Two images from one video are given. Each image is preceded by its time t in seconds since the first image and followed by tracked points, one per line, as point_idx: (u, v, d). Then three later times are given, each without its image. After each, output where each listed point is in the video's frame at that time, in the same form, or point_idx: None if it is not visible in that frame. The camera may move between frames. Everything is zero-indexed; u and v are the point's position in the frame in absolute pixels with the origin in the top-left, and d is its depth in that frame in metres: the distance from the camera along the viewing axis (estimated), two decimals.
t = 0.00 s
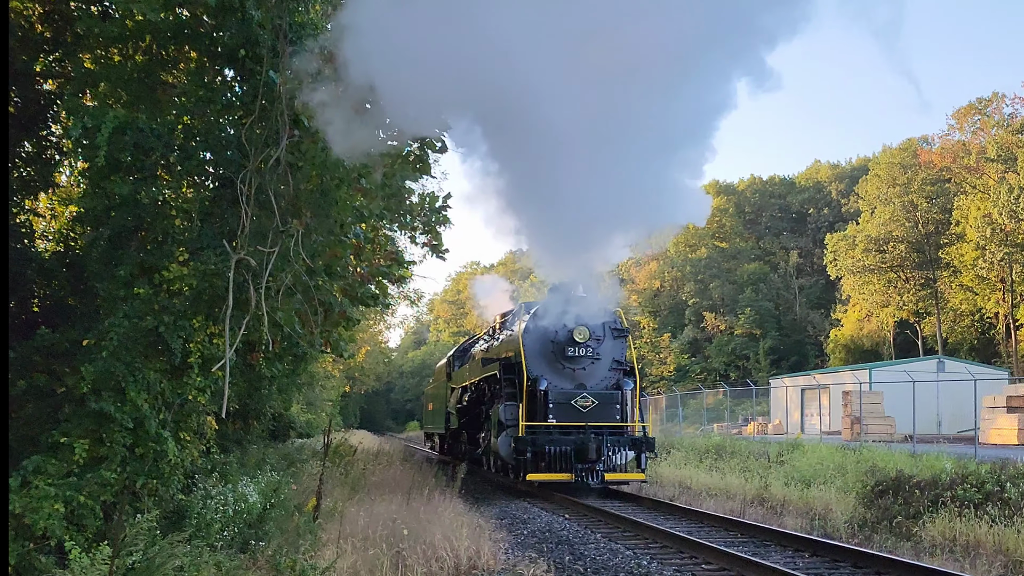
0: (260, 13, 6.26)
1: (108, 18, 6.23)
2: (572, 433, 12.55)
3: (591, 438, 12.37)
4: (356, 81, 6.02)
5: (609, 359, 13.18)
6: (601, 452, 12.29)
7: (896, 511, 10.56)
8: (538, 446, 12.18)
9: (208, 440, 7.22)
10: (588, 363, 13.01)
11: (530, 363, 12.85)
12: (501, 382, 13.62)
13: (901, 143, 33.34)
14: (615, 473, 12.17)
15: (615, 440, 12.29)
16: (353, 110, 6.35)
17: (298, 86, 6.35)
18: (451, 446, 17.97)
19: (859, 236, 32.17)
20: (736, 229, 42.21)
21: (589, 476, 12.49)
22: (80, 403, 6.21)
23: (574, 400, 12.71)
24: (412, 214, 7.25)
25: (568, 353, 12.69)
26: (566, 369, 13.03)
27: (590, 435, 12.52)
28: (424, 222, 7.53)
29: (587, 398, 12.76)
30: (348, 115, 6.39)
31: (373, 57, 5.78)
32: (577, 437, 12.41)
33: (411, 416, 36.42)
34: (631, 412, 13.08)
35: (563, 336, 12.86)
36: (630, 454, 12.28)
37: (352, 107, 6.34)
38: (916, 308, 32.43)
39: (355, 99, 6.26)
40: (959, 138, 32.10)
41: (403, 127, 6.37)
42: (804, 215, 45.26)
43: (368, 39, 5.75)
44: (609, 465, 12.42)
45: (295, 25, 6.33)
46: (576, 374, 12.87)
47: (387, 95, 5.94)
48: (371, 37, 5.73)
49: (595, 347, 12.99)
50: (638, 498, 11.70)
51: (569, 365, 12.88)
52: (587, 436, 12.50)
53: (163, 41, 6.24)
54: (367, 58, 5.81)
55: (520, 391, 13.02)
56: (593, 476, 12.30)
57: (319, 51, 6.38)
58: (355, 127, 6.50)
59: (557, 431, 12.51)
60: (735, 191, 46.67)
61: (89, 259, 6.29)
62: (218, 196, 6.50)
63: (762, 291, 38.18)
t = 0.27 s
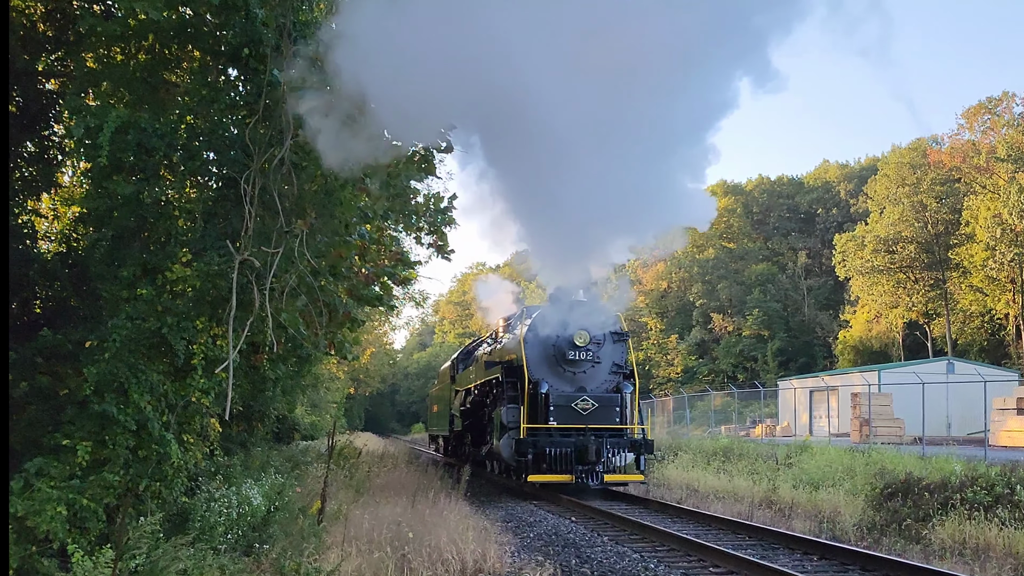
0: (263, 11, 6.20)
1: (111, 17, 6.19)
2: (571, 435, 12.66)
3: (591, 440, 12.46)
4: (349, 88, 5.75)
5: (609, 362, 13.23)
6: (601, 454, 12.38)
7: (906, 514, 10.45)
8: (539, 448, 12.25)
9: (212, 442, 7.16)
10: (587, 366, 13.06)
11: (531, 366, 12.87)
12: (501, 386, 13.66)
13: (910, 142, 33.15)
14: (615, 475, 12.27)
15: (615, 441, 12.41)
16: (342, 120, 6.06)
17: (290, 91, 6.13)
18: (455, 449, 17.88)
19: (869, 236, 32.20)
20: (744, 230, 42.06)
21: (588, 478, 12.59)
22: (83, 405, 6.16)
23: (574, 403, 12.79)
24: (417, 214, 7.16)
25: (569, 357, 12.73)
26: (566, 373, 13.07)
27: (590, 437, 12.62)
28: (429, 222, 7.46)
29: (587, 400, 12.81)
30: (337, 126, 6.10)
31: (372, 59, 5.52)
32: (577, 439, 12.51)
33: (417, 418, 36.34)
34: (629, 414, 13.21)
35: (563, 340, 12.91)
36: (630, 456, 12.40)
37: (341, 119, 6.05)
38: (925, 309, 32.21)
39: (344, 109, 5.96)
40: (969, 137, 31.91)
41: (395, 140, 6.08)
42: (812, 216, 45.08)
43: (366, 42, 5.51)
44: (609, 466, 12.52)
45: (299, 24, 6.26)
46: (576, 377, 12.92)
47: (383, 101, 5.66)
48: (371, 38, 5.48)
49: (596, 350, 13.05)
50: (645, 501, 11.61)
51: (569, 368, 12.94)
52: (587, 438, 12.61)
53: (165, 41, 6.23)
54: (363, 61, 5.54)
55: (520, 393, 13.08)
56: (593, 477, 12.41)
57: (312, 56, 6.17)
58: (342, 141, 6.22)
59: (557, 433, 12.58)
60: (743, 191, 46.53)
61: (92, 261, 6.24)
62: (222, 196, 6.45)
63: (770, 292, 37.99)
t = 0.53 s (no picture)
0: (267, 10, 6.13)
1: (114, 15, 6.11)
2: (570, 437, 12.79)
3: (590, 441, 12.63)
4: (341, 91, 5.58)
5: (608, 366, 13.38)
6: (600, 455, 12.56)
7: (916, 517, 10.34)
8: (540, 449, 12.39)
9: (216, 444, 7.10)
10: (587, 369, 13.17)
11: (531, 369, 12.96)
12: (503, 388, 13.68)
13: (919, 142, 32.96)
14: (614, 475, 12.47)
15: (614, 443, 12.60)
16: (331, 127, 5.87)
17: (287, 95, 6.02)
18: (458, 451, 17.79)
19: (878, 237, 31.99)
20: (752, 230, 41.88)
21: (587, 479, 12.77)
22: (85, 407, 6.10)
23: (574, 405, 12.91)
24: (423, 214, 7.08)
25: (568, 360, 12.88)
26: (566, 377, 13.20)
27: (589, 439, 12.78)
28: (435, 223, 7.38)
29: (587, 403, 12.94)
30: (326, 133, 5.91)
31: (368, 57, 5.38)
32: (577, 441, 12.69)
33: (422, 420, 36.24)
34: (626, 417, 13.35)
35: (563, 344, 13.06)
36: (629, 457, 12.60)
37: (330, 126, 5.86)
38: (934, 310, 32.00)
39: (335, 115, 5.78)
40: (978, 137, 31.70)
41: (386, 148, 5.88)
42: (820, 216, 44.87)
43: (362, 40, 5.38)
44: (607, 467, 12.69)
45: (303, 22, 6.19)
46: (575, 380, 13.05)
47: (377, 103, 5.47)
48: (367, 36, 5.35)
49: (595, 354, 13.16)
50: (652, 503, 11.51)
51: (568, 371, 13.04)
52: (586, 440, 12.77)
53: (169, 39, 6.18)
54: (359, 59, 5.41)
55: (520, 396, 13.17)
56: (592, 479, 12.59)
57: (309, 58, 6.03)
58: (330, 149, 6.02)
59: (557, 435, 12.73)
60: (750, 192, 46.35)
61: (95, 262, 6.20)
62: (226, 196, 6.38)
63: (778, 293, 37.81)
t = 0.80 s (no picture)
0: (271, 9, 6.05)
1: (115, 14, 6.08)
2: (572, 440, 12.79)
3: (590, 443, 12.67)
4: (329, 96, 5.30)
5: (608, 369, 13.41)
6: (600, 457, 12.62)
7: (925, 520, 10.23)
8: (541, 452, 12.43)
9: (219, 447, 7.04)
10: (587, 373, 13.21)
11: (532, 373, 12.98)
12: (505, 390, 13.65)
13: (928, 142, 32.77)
14: (615, 476, 12.53)
15: (615, 445, 12.67)
16: (318, 142, 5.60)
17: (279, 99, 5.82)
18: (463, 452, 17.71)
19: (886, 237, 31.85)
20: (759, 231, 41.72)
21: (587, 480, 12.83)
22: (86, 410, 6.04)
23: (574, 408, 12.95)
24: (428, 215, 7.00)
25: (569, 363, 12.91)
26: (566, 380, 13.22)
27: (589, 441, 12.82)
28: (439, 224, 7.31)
29: (587, 406, 12.96)
30: (313, 147, 5.65)
31: (360, 66, 5.13)
32: (577, 443, 12.73)
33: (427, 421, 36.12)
34: (626, 420, 13.39)
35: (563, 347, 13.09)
36: (629, 458, 12.66)
37: (318, 139, 5.59)
38: (943, 311, 31.80)
39: (324, 127, 5.52)
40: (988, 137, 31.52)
41: (377, 164, 5.62)
42: (829, 216, 44.69)
43: (353, 48, 5.13)
44: (608, 469, 12.74)
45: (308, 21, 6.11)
46: (576, 383, 13.07)
47: (371, 115, 5.21)
48: (358, 44, 5.11)
49: (595, 358, 13.20)
50: (659, 506, 11.40)
51: (569, 375, 13.07)
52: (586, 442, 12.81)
53: (171, 38, 6.12)
54: (352, 68, 5.16)
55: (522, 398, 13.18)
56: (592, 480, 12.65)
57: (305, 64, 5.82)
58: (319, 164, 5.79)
59: (558, 437, 12.75)
60: (758, 192, 46.17)
61: (97, 263, 6.14)
62: (229, 197, 6.26)
63: (786, 294, 37.63)
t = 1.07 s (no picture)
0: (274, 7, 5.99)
1: (118, 13, 6.03)
2: (572, 442, 12.75)
3: (591, 445, 12.66)
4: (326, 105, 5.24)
5: (608, 372, 13.37)
6: (600, 458, 12.62)
7: (934, 523, 10.12)
8: (542, 454, 12.42)
9: (222, 449, 6.98)
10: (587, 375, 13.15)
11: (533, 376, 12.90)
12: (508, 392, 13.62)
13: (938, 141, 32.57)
14: (615, 478, 12.52)
15: (615, 446, 12.64)
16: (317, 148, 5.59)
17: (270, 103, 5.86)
18: (465, 455, 17.62)
19: (894, 239, 31.62)
20: (767, 231, 41.52)
21: (588, 481, 12.82)
22: (88, 412, 5.99)
23: (575, 410, 12.92)
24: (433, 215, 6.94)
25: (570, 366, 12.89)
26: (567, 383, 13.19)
27: (589, 442, 12.80)
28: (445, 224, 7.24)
29: (587, 408, 12.94)
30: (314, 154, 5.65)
31: (355, 66, 5.06)
32: (578, 444, 12.72)
33: (433, 424, 36.02)
34: (627, 422, 13.38)
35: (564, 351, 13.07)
36: (629, 460, 12.64)
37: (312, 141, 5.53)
38: (952, 312, 31.57)
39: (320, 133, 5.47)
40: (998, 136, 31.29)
41: (371, 166, 5.55)
42: (837, 216, 44.48)
43: (349, 47, 5.07)
44: (608, 470, 12.72)
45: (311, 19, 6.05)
46: (576, 386, 13.05)
47: (364, 115, 5.14)
48: (354, 43, 5.06)
49: (596, 360, 13.13)
50: (666, 509, 11.32)
51: (570, 378, 13.05)
52: (587, 444, 12.79)
53: (174, 38, 6.07)
54: (346, 69, 5.09)
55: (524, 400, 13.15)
56: (592, 482, 12.64)
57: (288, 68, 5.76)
58: (315, 166, 5.76)
59: (559, 440, 12.72)
60: (766, 192, 46.04)
61: (98, 264, 6.09)
62: (232, 197, 6.24)
63: (794, 295, 37.45)
